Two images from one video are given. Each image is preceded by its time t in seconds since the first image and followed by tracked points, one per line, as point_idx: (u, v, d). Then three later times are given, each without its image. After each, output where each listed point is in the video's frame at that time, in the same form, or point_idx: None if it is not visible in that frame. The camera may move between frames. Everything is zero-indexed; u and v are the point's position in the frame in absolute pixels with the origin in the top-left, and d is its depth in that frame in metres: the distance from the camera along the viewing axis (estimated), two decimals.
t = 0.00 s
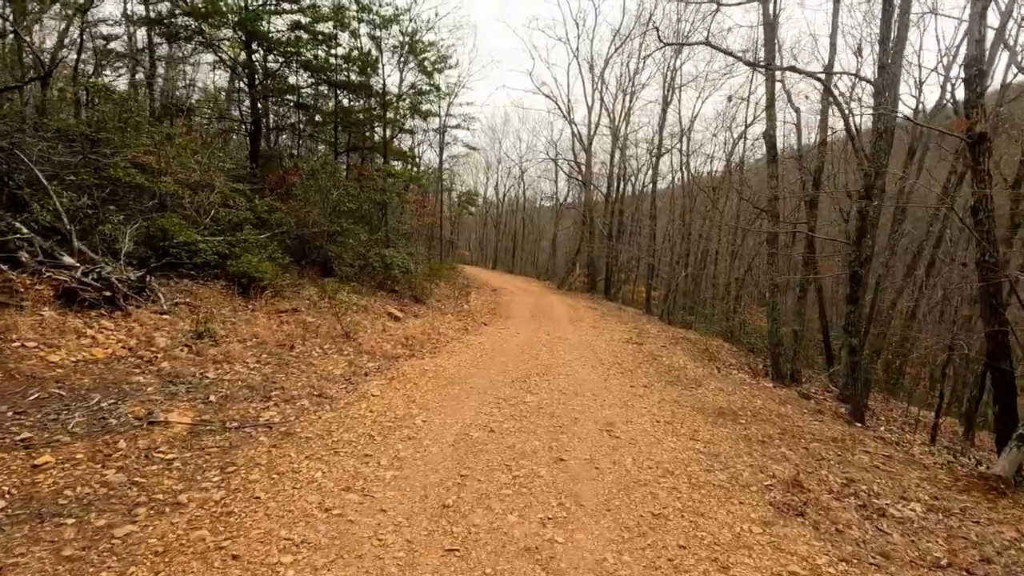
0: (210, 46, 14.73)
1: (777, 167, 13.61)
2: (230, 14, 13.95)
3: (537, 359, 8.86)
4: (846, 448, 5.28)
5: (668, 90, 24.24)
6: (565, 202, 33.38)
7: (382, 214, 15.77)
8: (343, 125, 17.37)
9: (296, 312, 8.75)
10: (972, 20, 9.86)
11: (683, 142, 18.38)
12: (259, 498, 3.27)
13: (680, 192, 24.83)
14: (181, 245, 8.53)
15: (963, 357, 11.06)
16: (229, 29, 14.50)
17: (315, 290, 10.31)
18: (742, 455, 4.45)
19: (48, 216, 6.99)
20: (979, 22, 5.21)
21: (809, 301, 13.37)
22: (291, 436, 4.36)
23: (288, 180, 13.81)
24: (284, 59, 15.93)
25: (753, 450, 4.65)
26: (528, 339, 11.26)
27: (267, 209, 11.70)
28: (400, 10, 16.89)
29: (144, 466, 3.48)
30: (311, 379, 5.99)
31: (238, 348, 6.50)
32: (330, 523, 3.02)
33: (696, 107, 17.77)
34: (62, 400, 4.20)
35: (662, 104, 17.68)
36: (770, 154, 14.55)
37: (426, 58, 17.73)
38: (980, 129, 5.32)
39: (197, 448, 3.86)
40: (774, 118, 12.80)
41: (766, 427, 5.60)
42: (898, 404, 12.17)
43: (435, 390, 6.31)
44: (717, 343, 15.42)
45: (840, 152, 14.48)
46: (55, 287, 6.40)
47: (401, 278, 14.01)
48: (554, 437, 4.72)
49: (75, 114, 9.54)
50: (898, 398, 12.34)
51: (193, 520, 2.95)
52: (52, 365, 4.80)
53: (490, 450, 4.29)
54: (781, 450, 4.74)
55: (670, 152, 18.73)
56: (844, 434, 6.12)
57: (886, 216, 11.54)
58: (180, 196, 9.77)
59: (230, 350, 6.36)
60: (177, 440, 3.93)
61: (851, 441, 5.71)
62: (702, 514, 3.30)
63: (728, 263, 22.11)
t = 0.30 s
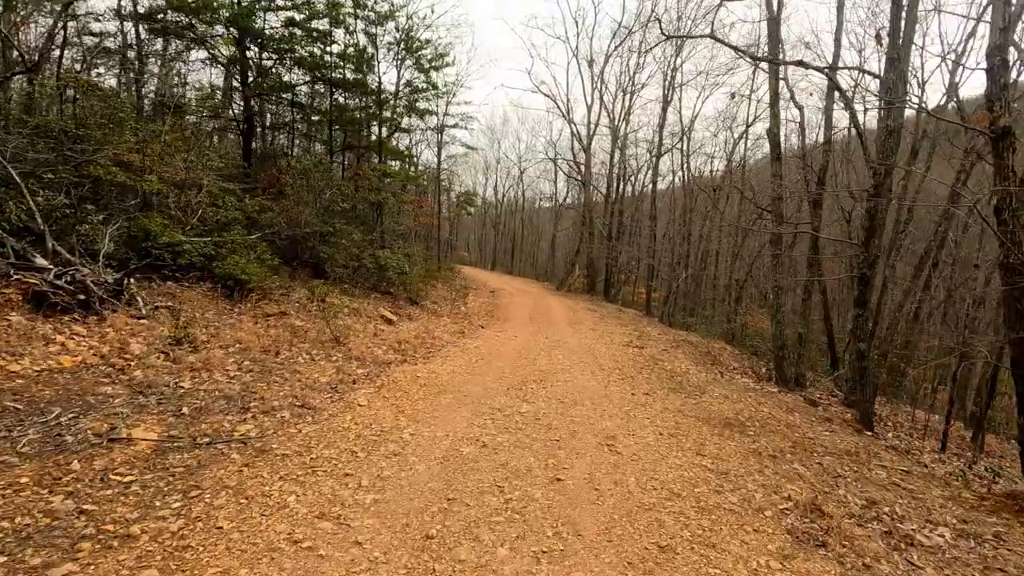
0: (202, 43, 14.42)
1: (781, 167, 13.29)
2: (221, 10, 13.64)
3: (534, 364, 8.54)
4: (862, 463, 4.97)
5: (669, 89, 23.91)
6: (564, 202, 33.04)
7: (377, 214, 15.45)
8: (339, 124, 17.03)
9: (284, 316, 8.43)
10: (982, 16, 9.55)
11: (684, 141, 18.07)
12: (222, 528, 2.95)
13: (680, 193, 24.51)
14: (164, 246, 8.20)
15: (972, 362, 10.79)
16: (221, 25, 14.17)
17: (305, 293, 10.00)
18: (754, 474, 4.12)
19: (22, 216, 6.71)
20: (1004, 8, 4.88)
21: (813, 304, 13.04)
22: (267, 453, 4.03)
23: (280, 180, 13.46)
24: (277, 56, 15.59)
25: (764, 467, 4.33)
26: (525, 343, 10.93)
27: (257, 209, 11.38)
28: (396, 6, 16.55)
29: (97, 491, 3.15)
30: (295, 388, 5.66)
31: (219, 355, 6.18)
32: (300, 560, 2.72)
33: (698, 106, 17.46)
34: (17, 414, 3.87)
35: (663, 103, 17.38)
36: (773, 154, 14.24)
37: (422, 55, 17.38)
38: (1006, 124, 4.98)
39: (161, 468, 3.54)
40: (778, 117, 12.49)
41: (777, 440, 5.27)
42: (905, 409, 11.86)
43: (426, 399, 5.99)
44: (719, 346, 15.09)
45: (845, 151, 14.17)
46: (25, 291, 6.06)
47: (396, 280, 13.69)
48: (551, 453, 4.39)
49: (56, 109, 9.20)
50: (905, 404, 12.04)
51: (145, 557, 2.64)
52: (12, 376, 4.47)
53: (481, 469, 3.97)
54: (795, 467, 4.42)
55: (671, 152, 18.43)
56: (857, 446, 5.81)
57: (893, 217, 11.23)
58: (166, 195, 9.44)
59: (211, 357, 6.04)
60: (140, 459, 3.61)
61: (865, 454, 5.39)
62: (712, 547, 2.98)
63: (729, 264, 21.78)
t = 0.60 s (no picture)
0: (197, 38, 14.13)
1: (789, 164, 12.96)
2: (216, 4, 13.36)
3: (536, 367, 8.22)
4: (888, 474, 4.64)
5: (672, 87, 23.57)
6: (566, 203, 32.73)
7: (375, 213, 15.13)
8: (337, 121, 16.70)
9: (277, 317, 8.13)
10: (997, 7, 9.23)
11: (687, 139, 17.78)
12: (191, 556, 2.64)
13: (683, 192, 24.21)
14: (152, 244, 7.89)
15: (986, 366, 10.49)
16: (216, 20, 13.89)
17: (300, 293, 9.69)
18: (777, 489, 3.80)
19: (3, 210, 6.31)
20: None
21: (822, 305, 12.71)
22: (249, 465, 3.72)
23: (275, 177, 13.16)
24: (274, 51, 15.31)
25: (786, 481, 4.01)
26: (527, 345, 10.62)
27: (252, 206, 11.08)
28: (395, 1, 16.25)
29: (53, 511, 2.84)
30: (284, 393, 5.35)
31: (205, 358, 5.86)
32: None
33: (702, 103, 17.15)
34: None
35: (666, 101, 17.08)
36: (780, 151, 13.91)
37: (422, 52, 17.06)
38: None
39: (128, 485, 3.22)
40: (786, 113, 12.15)
41: (795, 449, 4.95)
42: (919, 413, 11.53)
43: (422, 405, 5.67)
44: (726, 347, 14.76)
45: (854, 148, 13.84)
46: None
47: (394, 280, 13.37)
48: (555, 464, 4.07)
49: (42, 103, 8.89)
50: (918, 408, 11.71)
51: None
52: None
53: (480, 484, 3.65)
54: (818, 480, 4.10)
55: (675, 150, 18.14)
56: (879, 456, 5.48)
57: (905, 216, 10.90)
58: (156, 192, 9.14)
59: (196, 360, 5.72)
60: (106, 474, 3.30)
61: (890, 465, 5.07)
62: None
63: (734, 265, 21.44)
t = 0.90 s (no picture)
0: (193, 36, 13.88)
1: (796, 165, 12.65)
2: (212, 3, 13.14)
3: (537, 375, 7.90)
4: (913, 495, 4.33)
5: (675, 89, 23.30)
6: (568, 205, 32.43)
7: (373, 216, 14.84)
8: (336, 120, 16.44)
9: (268, 323, 7.84)
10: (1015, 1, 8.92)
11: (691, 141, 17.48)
12: None
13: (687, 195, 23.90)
14: (139, 247, 7.61)
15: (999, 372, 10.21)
16: (212, 19, 13.67)
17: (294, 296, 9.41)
18: (797, 515, 3.49)
19: None
20: None
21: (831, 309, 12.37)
22: (222, 488, 3.42)
23: (271, 179, 12.90)
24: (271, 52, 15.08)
25: (806, 505, 3.70)
26: (527, 351, 10.31)
27: (245, 208, 10.80)
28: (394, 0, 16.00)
29: None
30: (269, 405, 5.05)
31: (187, 367, 5.57)
32: None
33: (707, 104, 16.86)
34: None
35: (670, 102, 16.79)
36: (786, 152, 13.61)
37: (421, 53, 16.83)
38: None
39: (84, 513, 2.92)
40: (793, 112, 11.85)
41: (812, 466, 4.64)
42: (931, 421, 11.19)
43: (415, 417, 5.36)
44: (731, 353, 14.44)
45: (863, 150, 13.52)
46: None
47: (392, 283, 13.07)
48: (555, 485, 3.77)
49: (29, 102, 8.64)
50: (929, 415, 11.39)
51: None
52: None
53: (473, 509, 3.35)
54: (840, 504, 3.79)
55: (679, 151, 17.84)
56: (901, 472, 5.16)
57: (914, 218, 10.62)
58: (146, 193, 8.87)
59: (177, 368, 5.43)
60: (60, 501, 3.00)
61: (914, 483, 4.75)
62: None
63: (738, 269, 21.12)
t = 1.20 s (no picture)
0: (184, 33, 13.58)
1: (800, 163, 12.30)
2: None
3: (532, 379, 7.57)
4: (934, 511, 4.00)
5: (676, 89, 22.98)
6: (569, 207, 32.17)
7: (368, 215, 14.54)
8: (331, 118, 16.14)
9: (252, 325, 7.52)
10: None
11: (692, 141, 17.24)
12: None
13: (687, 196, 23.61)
14: (117, 246, 7.29)
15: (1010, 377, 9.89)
16: (203, 16, 13.38)
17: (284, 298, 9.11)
18: (813, 538, 3.15)
19: None
20: None
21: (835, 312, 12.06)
22: (175, 508, 3.09)
23: (262, 177, 12.61)
24: (264, 50, 14.80)
25: (821, 526, 3.37)
26: (523, 354, 9.99)
27: (234, 207, 10.49)
28: None
29: None
30: (242, 413, 4.72)
31: (157, 372, 5.24)
32: None
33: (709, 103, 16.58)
34: None
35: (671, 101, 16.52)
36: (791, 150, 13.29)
37: (418, 50, 16.53)
38: None
39: (10, 539, 2.60)
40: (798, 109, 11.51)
41: (824, 480, 4.31)
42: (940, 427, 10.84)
43: (400, 426, 5.04)
44: (734, 356, 14.11)
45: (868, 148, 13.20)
46: None
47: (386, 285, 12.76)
48: (546, 504, 3.44)
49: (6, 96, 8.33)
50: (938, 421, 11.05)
51: None
52: None
53: (453, 532, 3.03)
54: (857, 524, 3.46)
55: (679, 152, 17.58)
56: (918, 485, 4.82)
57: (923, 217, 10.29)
58: (128, 190, 8.55)
59: (146, 373, 5.10)
60: None
61: (935, 499, 4.41)
62: None
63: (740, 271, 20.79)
